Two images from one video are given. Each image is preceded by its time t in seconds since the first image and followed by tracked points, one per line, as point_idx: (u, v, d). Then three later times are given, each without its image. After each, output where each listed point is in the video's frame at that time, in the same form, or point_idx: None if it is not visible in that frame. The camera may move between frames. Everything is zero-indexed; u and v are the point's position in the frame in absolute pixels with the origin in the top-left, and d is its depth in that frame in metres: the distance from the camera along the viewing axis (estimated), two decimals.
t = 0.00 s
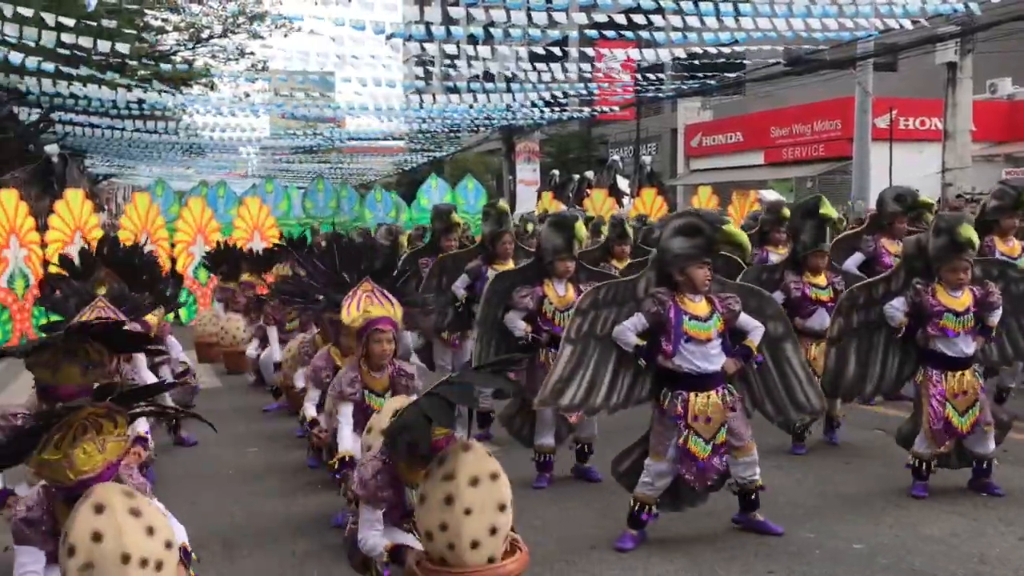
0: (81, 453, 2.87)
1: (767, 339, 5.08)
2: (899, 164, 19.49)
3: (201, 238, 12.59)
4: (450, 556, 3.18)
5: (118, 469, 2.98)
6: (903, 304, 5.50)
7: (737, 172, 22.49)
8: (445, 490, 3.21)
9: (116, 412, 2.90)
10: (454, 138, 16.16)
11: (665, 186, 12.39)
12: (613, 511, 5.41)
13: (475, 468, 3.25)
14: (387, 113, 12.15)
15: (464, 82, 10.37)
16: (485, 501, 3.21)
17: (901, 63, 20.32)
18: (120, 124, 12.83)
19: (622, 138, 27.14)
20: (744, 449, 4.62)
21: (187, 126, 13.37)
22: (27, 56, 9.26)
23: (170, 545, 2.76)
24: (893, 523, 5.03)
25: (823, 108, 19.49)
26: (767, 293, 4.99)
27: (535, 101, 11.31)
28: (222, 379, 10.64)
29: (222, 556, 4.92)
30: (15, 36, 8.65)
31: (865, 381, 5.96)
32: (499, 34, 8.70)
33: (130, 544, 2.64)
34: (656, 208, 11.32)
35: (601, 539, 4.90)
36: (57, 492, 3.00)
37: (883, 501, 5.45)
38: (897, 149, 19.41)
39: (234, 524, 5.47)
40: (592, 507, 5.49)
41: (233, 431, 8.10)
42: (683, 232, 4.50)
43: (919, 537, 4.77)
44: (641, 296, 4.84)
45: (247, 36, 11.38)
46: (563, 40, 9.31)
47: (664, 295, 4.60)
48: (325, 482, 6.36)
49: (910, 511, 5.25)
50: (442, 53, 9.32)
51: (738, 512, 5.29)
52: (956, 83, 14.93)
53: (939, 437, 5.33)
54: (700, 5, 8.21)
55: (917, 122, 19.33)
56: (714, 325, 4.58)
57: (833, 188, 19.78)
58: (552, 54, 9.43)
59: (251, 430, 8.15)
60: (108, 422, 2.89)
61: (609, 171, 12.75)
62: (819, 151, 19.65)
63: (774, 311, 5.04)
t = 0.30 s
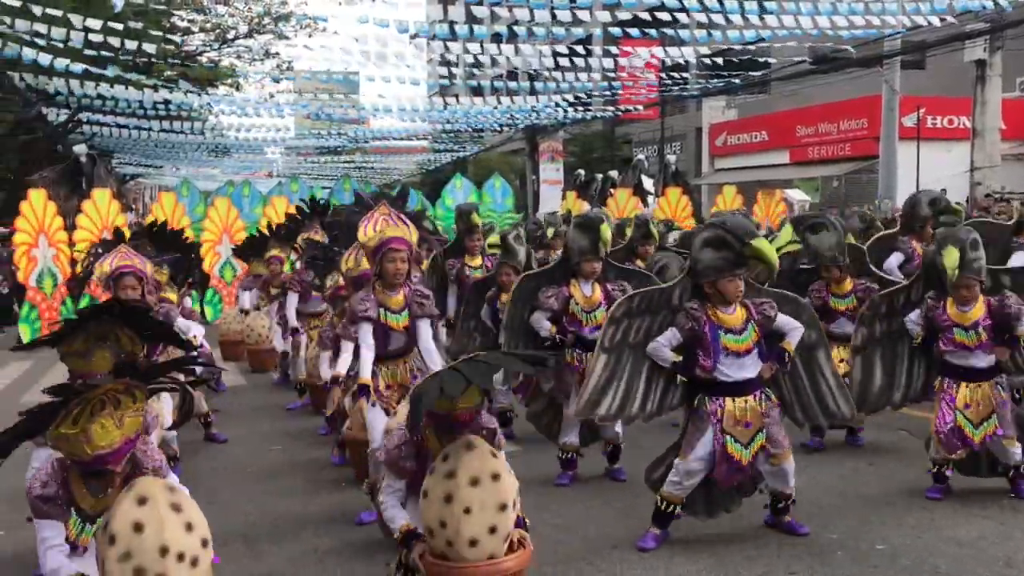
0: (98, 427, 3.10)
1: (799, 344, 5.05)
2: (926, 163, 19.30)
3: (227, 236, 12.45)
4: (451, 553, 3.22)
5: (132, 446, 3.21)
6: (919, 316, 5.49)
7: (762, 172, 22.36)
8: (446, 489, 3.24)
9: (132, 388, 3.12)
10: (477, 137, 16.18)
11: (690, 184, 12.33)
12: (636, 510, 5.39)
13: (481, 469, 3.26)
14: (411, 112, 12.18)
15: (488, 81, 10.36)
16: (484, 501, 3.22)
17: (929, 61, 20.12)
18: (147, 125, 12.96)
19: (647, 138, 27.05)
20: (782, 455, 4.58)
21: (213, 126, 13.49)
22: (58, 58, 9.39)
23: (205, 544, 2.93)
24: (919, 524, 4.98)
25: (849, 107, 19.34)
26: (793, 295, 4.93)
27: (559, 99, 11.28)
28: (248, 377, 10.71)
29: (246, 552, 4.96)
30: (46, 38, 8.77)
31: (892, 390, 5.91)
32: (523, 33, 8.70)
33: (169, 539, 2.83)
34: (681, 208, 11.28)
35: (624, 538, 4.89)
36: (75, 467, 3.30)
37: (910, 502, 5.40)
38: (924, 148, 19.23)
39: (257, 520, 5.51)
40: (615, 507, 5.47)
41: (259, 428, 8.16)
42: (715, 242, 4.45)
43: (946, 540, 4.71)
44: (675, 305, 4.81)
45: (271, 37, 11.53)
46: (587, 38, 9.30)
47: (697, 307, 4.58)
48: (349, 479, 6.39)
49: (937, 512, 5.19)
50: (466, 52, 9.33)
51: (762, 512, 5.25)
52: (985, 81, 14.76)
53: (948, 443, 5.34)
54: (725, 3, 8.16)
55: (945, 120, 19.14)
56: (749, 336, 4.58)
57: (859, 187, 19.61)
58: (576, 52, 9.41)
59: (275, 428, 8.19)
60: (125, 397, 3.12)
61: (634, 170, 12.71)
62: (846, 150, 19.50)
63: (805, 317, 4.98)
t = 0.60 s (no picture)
0: (117, 282, 3.35)
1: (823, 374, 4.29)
2: (951, 162, 19.11)
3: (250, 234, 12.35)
4: (470, 553, 3.21)
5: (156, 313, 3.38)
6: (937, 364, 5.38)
7: (783, 171, 22.24)
8: (463, 489, 3.25)
9: (155, 261, 3.54)
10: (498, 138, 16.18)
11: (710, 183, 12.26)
12: (655, 510, 5.35)
13: (496, 468, 3.27)
14: (432, 113, 12.21)
15: (507, 81, 10.37)
16: (501, 498, 3.22)
17: (954, 59, 19.91)
18: (169, 125, 13.07)
19: (667, 138, 26.91)
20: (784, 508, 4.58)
21: (235, 127, 13.58)
22: (82, 59, 9.50)
23: (223, 539, 2.96)
24: (944, 526, 4.91)
25: (871, 106, 19.17)
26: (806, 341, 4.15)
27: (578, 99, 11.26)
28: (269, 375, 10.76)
29: (266, 550, 4.97)
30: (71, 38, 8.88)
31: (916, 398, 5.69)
32: (542, 33, 8.69)
33: (188, 533, 2.85)
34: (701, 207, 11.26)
35: (642, 538, 4.87)
36: (105, 356, 3.39)
37: (934, 504, 5.33)
38: (949, 147, 19.05)
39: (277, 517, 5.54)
40: (633, 506, 5.44)
41: (279, 426, 8.19)
42: (686, 357, 4.00)
43: (970, 542, 4.66)
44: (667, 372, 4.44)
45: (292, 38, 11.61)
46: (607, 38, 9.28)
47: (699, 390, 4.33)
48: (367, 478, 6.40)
49: (961, 514, 5.13)
50: (486, 52, 9.33)
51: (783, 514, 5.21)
52: (1010, 79, 14.58)
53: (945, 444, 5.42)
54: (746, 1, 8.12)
55: (970, 119, 18.95)
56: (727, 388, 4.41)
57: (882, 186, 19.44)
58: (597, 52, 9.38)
59: (295, 426, 8.22)
60: (147, 268, 3.50)
61: (654, 170, 12.68)
62: (868, 149, 19.33)
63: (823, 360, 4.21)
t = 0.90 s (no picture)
0: (131, 193, 3.60)
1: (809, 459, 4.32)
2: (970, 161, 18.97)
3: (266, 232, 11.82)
4: (491, 552, 3.22)
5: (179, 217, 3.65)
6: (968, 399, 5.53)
7: (801, 171, 22.14)
8: (483, 489, 3.25)
9: (165, 185, 3.77)
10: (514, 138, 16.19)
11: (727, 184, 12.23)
12: (673, 510, 5.35)
13: (516, 469, 3.27)
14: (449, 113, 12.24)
15: (524, 81, 10.38)
16: (522, 499, 3.22)
17: (974, 58, 19.76)
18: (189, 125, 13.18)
19: (684, 137, 26.83)
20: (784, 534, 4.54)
21: (253, 127, 13.66)
22: (102, 60, 9.58)
23: (246, 538, 2.98)
24: (965, 529, 4.89)
25: (890, 105, 19.06)
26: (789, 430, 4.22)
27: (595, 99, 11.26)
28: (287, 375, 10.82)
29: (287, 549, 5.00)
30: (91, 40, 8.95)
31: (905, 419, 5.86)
32: (560, 32, 8.69)
33: (211, 533, 2.87)
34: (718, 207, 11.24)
35: (661, 539, 4.87)
36: (127, 269, 3.61)
37: (955, 506, 5.31)
38: (968, 146, 18.92)
39: (298, 516, 5.56)
40: (651, 506, 5.44)
41: (299, 426, 8.23)
42: (691, 411, 4.27)
43: (991, 545, 4.63)
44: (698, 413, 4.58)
45: (310, 38, 11.65)
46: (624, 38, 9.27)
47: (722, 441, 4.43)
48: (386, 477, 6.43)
49: (982, 517, 5.10)
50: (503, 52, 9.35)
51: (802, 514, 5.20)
52: None
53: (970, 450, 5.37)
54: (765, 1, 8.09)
55: (990, 119, 18.82)
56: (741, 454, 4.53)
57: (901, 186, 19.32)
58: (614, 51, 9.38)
59: (313, 425, 8.26)
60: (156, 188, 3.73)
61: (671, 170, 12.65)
62: (887, 149, 19.21)
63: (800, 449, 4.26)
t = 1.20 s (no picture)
0: (148, 204, 3.60)
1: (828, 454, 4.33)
2: (989, 161, 18.84)
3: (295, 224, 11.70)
4: (506, 552, 3.23)
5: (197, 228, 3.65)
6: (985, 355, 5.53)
7: (817, 171, 22.05)
8: (498, 489, 3.25)
9: (186, 194, 3.74)
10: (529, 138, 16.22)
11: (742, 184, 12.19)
12: (689, 510, 5.35)
13: (532, 468, 3.26)
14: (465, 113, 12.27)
15: (539, 81, 10.38)
16: (538, 499, 3.22)
17: (993, 58, 19.62)
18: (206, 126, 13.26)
19: (699, 137, 26.75)
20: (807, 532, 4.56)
21: (270, 127, 13.73)
22: (120, 61, 9.65)
23: (265, 536, 2.99)
24: (984, 530, 4.87)
25: (908, 104, 18.95)
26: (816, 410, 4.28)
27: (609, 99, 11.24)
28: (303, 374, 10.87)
29: (305, 547, 5.03)
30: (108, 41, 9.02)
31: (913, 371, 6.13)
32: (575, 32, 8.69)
33: (231, 532, 2.89)
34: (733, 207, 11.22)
35: (678, 540, 4.86)
36: (143, 276, 3.63)
37: (974, 507, 5.28)
38: (987, 146, 18.79)
39: (315, 514, 5.58)
40: (666, 507, 5.44)
41: (315, 425, 8.27)
42: (747, 350, 4.19)
43: (1010, 547, 4.61)
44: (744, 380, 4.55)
45: (327, 39, 11.72)
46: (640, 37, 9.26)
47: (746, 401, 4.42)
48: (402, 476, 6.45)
49: (1002, 519, 5.07)
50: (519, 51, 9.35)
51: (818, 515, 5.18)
52: None
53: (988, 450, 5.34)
54: None
55: (1008, 118, 18.69)
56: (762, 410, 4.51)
57: (918, 185, 19.21)
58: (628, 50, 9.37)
59: (329, 424, 8.28)
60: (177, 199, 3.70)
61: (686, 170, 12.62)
62: (904, 148, 19.10)
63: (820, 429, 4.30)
